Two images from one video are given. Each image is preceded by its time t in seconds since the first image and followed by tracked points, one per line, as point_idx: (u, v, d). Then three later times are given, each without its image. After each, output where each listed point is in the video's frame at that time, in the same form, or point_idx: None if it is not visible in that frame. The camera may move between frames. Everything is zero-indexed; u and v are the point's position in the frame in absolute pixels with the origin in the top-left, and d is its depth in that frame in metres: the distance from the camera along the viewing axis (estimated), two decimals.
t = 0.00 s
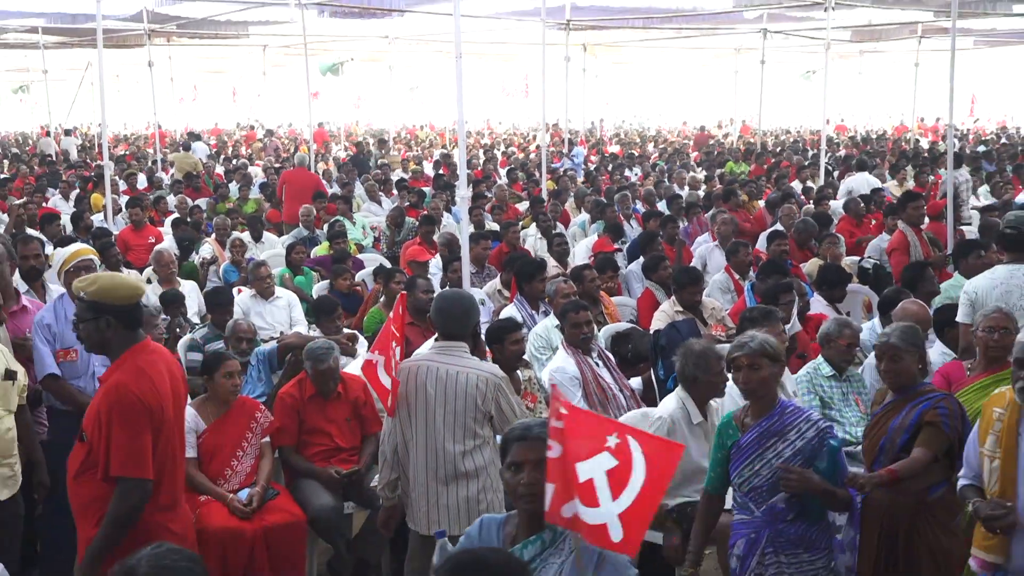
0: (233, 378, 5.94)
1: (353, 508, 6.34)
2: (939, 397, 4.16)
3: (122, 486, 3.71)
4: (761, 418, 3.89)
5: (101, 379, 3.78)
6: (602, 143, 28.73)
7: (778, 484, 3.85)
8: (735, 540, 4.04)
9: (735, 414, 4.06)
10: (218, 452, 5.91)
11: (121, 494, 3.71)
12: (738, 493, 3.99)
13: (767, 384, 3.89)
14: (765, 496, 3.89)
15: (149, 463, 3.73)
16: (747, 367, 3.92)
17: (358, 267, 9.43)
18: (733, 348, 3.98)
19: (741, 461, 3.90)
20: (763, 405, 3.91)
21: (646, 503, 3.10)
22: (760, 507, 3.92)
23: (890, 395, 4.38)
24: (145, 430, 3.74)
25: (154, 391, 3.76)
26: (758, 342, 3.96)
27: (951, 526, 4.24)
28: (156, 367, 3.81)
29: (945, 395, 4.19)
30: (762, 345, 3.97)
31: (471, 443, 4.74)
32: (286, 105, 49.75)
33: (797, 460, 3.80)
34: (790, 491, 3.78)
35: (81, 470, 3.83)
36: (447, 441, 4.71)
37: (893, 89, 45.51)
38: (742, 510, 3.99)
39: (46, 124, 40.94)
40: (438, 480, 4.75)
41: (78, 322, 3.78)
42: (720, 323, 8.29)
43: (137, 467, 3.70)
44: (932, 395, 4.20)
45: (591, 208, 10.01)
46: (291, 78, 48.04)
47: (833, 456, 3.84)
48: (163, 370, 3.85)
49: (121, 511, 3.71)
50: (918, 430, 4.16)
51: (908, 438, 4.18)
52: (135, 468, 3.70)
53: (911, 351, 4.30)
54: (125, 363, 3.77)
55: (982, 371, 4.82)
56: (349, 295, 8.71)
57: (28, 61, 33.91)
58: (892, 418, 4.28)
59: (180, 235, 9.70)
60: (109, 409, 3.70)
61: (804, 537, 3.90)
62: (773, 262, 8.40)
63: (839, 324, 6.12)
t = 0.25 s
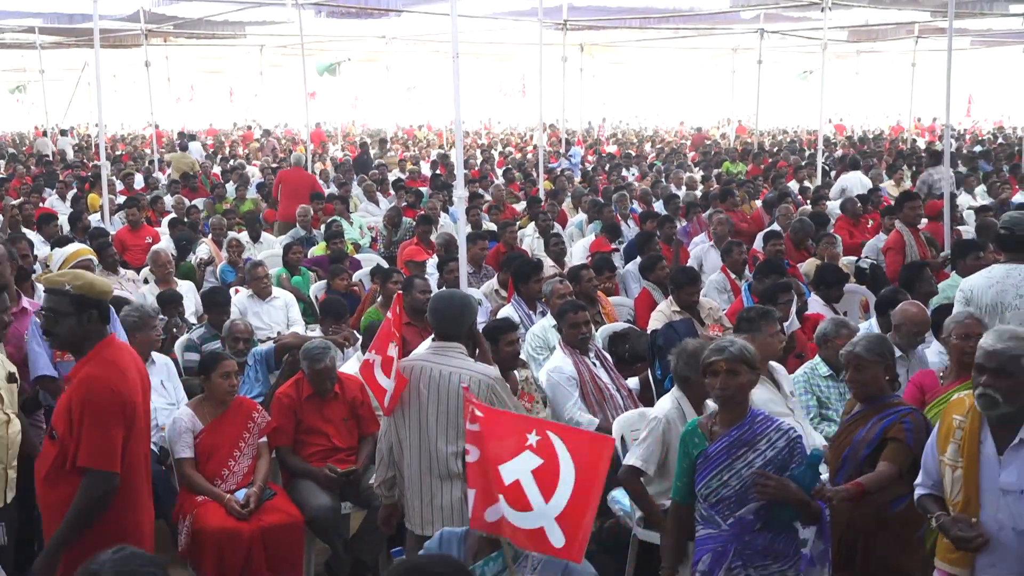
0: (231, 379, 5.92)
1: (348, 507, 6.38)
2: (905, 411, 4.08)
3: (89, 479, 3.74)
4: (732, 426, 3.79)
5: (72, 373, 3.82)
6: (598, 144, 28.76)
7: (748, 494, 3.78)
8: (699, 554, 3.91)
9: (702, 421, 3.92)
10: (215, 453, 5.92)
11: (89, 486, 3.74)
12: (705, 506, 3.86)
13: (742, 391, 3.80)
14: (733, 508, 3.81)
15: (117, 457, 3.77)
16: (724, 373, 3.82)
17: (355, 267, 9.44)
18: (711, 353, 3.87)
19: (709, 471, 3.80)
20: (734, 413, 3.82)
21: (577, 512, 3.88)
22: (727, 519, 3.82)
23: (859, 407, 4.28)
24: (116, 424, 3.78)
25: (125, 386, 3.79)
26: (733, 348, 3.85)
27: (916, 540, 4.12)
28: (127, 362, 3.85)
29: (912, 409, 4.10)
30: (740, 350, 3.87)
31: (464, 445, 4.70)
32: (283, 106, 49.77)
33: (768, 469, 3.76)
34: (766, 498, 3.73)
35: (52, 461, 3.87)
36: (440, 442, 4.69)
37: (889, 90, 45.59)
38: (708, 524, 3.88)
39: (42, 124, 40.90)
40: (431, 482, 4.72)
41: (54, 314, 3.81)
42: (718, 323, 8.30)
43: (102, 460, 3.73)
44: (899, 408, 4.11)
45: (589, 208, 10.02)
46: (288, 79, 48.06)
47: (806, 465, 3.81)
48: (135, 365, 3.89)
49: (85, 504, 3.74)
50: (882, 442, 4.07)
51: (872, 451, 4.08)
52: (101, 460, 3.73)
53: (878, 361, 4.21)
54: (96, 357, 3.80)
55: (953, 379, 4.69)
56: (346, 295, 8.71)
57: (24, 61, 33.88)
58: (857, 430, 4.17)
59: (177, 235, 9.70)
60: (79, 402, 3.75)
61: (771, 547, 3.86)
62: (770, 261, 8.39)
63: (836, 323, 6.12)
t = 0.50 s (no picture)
0: (232, 379, 5.91)
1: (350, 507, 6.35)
2: (872, 419, 3.96)
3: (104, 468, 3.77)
4: (693, 437, 3.57)
5: (68, 368, 3.79)
6: (600, 142, 28.74)
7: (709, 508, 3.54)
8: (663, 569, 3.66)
9: (662, 433, 3.71)
10: (216, 452, 5.92)
11: (107, 475, 3.78)
12: (670, 518, 3.62)
13: (703, 399, 3.60)
14: (697, 521, 3.57)
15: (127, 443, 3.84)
16: (683, 381, 3.62)
17: (357, 267, 9.42)
18: (670, 359, 3.68)
19: (670, 483, 3.57)
20: (696, 424, 3.60)
21: (574, 538, 3.61)
22: (692, 533, 3.58)
23: (825, 413, 4.16)
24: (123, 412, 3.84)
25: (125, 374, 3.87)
26: (695, 353, 3.68)
27: (884, 552, 4.05)
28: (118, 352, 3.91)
29: (879, 417, 3.99)
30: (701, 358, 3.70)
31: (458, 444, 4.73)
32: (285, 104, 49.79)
33: (731, 482, 3.51)
34: (725, 514, 3.49)
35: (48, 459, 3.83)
36: (434, 441, 4.74)
37: (891, 89, 45.58)
38: (672, 537, 3.64)
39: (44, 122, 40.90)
40: (427, 480, 4.78)
41: (46, 310, 3.75)
42: (719, 323, 8.29)
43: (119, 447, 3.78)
44: (866, 416, 4.00)
45: (590, 208, 10.01)
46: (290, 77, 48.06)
47: (767, 474, 3.54)
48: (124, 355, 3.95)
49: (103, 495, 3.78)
50: (847, 452, 3.96)
51: (837, 460, 3.98)
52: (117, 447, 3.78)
53: (845, 366, 4.11)
54: (90, 348, 3.82)
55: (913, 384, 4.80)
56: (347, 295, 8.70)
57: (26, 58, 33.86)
58: (823, 438, 4.06)
59: (179, 235, 9.70)
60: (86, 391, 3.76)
61: (741, 559, 3.59)
62: (772, 262, 8.38)
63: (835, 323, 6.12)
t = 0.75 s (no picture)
0: (227, 381, 5.70)
1: (347, 512, 6.14)
2: (852, 435, 3.93)
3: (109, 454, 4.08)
4: (648, 453, 3.58)
5: (52, 368, 4.02)
6: (602, 140, 28.45)
7: (668, 528, 3.52)
8: None
9: (616, 451, 3.71)
10: (209, 456, 5.70)
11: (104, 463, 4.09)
12: (624, 540, 3.59)
13: (656, 412, 3.63)
14: (653, 543, 3.54)
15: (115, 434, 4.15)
16: (630, 397, 3.66)
17: (355, 267, 9.22)
18: (616, 375, 3.74)
19: (625, 502, 3.55)
20: (649, 439, 3.62)
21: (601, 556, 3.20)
22: (648, 555, 3.55)
23: (803, 428, 4.12)
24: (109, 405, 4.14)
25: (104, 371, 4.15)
26: (641, 366, 3.74)
27: (869, 570, 3.99)
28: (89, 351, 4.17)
29: (860, 433, 3.95)
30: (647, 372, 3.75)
31: (450, 447, 4.60)
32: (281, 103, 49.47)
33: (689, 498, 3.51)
34: (684, 534, 3.46)
35: (39, 457, 4.03)
36: (426, 444, 4.62)
37: (894, 88, 45.33)
38: (626, 559, 3.60)
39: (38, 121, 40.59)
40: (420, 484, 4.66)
41: (27, 309, 3.92)
42: (725, 324, 8.10)
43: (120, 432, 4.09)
44: (845, 432, 3.96)
45: (593, 206, 9.81)
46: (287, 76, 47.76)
47: (728, 490, 3.55)
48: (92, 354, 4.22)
49: (113, 478, 4.09)
50: (827, 469, 3.92)
51: (817, 479, 3.93)
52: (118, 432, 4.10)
53: (827, 379, 4.06)
54: (65, 346, 4.07)
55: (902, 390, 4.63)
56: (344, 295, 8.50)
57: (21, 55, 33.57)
58: (802, 454, 4.01)
59: (172, 234, 9.49)
60: (76, 387, 4.04)
61: None
62: (779, 261, 8.19)
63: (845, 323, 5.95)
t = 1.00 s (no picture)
0: (214, 385, 5.31)
1: (341, 522, 5.78)
2: (828, 440, 3.60)
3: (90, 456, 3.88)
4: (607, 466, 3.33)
5: (21, 369, 3.79)
6: (602, 134, 27.97)
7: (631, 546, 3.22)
8: None
9: (574, 461, 3.45)
10: (195, 464, 5.31)
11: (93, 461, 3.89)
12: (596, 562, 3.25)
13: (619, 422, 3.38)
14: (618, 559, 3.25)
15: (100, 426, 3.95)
16: (584, 406, 3.39)
17: (349, 266, 8.83)
18: (569, 382, 3.45)
19: (583, 515, 3.31)
20: (610, 452, 3.37)
21: None
22: None
23: (776, 437, 3.77)
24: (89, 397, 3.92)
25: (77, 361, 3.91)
26: (599, 369, 3.46)
27: None
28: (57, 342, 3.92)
29: (836, 438, 3.62)
30: (603, 378, 3.45)
31: (440, 455, 4.22)
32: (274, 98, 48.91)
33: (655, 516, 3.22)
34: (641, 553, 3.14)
35: (18, 460, 3.85)
36: (415, 451, 4.25)
37: (896, 82, 44.88)
38: None
39: (27, 116, 40.01)
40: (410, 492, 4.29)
41: None
42: (736, 325, 7.73)
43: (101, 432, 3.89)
44: (820, 438, 3.63)
45: (598, 202, 9.43)
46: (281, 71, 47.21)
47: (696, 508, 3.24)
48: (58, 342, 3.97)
49: (96, 481, 3.89)
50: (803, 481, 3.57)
51: (792, 492, 3.58)
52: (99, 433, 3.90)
53: (804, 383, 3.73)
54: (35, 345, 3.83)
55: (909, 411, 4.19)
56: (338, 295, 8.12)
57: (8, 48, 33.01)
58: (776, 465, 3.67)
59: (157, 231, 9.10)
60: (53, 389, 3.81)
61: None
62: (793, 259, 7.83)
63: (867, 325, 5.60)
